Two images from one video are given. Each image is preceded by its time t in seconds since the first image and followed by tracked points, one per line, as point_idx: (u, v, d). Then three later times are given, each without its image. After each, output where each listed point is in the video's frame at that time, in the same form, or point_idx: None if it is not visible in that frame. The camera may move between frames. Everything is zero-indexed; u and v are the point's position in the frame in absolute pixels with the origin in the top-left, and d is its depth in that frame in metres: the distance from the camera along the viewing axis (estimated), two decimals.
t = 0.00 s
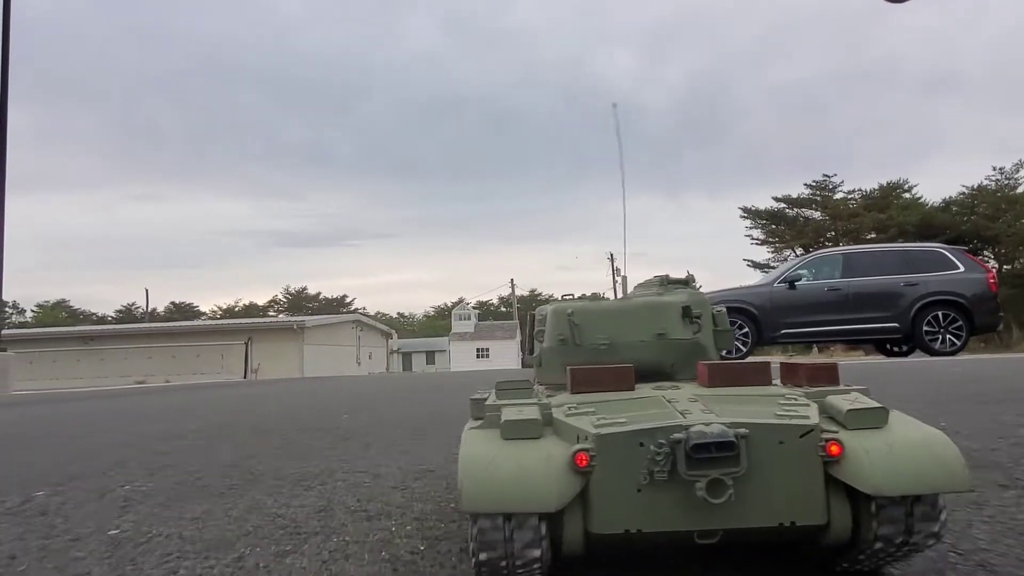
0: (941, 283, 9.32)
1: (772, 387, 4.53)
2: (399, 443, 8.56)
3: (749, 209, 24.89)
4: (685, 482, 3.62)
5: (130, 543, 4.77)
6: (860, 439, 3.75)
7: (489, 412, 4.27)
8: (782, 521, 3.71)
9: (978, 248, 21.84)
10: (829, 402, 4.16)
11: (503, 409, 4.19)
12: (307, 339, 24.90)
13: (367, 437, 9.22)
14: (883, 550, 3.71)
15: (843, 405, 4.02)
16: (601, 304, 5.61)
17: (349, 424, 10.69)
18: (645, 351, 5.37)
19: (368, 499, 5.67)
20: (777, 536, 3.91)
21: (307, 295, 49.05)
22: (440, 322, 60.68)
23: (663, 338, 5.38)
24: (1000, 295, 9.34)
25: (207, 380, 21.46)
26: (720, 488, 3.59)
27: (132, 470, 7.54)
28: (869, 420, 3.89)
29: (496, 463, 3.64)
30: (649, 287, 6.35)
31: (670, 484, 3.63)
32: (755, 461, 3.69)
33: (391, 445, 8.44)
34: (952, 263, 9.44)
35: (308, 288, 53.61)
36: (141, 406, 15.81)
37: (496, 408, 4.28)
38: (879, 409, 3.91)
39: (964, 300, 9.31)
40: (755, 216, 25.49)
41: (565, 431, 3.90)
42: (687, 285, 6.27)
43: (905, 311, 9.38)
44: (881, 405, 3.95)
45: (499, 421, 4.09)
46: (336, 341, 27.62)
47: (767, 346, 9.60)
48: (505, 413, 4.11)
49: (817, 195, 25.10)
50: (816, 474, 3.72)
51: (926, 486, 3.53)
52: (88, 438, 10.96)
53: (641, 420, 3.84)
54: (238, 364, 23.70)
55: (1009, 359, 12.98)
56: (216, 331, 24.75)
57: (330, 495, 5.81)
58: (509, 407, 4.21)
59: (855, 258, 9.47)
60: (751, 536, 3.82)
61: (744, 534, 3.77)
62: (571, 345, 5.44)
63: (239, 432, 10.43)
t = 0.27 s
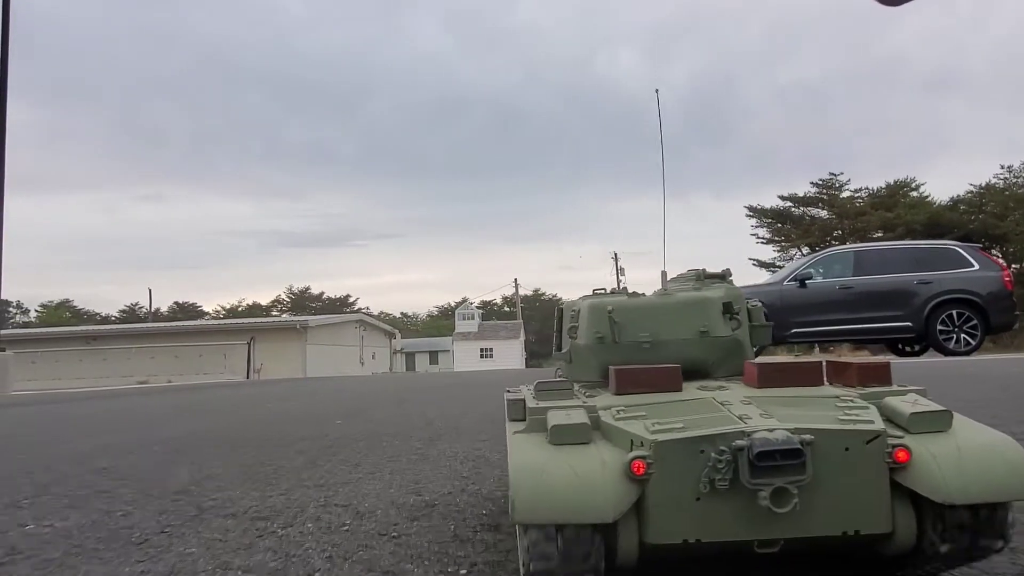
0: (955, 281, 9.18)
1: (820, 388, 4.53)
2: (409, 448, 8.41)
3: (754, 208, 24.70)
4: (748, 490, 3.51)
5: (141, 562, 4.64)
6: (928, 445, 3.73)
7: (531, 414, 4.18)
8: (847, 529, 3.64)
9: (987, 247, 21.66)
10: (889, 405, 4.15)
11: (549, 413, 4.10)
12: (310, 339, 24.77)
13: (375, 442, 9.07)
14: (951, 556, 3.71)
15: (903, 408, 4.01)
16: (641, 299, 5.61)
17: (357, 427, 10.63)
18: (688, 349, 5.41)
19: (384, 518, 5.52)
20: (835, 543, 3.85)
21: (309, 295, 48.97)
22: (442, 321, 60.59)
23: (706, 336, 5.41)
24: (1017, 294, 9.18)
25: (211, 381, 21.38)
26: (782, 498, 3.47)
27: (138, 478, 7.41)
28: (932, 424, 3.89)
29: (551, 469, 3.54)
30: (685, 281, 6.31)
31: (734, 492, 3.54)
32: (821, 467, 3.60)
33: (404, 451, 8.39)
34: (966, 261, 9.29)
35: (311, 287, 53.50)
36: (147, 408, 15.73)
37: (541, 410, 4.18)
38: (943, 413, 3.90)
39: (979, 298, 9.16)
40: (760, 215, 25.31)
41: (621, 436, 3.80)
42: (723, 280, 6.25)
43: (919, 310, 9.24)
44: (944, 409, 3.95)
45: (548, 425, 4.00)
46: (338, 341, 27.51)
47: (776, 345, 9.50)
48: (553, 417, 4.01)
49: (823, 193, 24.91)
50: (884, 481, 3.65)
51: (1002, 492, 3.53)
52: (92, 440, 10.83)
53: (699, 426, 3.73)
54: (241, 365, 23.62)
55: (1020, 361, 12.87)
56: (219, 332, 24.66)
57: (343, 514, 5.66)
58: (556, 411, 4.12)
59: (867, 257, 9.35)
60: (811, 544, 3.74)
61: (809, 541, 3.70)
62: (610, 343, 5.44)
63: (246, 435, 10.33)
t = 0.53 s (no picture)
0: (964, 281, 9.07)
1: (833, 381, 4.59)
2: (415, 450, 8.39)
3: (756, 208, 24.58)
4: (773, 474, 3.59)
5: (148, 564, 4.58)
6: (944, 433, 3.81)
7: (552, 402, 4.17)
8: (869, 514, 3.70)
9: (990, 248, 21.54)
10: (903, 395, 4.23)
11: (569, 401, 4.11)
12: (309, 339, 24.66)
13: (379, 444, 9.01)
14: (966, 546, 3.75)
15: (917, 397, 4.10)
16: (651, 293, 5.62)
17: (361, 427, 10.59)
18: (699, 344, 5.43)
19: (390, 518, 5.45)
20: (854, 530, 3.91)
21: (310, 295, 48.81)
22: (443, 322, 60.40)
23: (717, 330, 5.44)
24: None
25: (211, 382, 21.29)
26: (810, 482, 3.57)
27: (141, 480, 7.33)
28: (947, 412, 3.98)
29: (576, 454, 3.59)
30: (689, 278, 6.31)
31: (759, 476, 3.61)
32: (844, 451, 3.69)
33: (409, 452, 8.35)
34: (974, 261, 9.20)
35: (310, 288, 53.37)
36: (148, 408, 15.67)
37: (559, 399, 4.18)
38: (957, 402, 3.99)
39: (988, 298, 9.05)
40: (763, 215, 25.19)
41: (644, 423, 3.86)
42: (729, 278, 6.23)
43: (927, 310, 9.12)
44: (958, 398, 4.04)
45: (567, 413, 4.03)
46: (339, 342, 27.38)
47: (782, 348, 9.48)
48: (572, 405, 4.05)
49: (826, 193, 24.81)
50: (904, 466, 3.72)
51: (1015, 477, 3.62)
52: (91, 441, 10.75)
53: (721, 411, 3.79)
54: (240, 366, 23.49)
55: None
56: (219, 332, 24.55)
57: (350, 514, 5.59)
58: (575, 399, 4.15)
59: (873, 256, 9.27)
60: (833, 529, 3.81)
61: (830, 526, 3.78)
62: (621, 337, 5.41)
63: (249, 435, 10.30)
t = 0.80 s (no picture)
0: (971, 280, 8.99)
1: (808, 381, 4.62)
2: (410, 450, 8.38)
3: (757, 208, 24.49)
4: (759, 475, 3.62)
5: (137, 564, 4.52)
6: (917, 431, 3.91)
7: (538, 406, 4.07)
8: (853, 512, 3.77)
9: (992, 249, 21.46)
10: (874, 394, 4.34)
11: (557, 405, 4.03)
12: (308, 340, 24.53)
13: (376, 446, 8.93)
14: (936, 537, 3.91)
15: (887, 396, 4.20)
16: (647, 296, 5.88)
17: (358, 427, 10.55)
18: (696, 344, 5.68)
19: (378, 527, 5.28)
20: (833, 528, 3.96)
21: (309, 296, 48.63)
22: (442, 323, 60.22)
23: (712, 331, 5.72)
24: None
25: (209, 383, 21.18)
26: (793, 481, 3.61)
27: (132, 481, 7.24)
28: (917, 410, 4.08)
29: (570, 456, 3.54)
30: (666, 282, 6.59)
31: (745, 477, 3.64)
32: (827, 451, 3.74)
33: (404, 452, 8.33)
34: (982, 260, 9.12)
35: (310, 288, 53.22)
36: (145, 408, 15.57)
37: (547, 403, 4.08)
38: (927, 400, 4.10)
39: (996, 298, 8.97)
40: (764, 215, 25.11)
41: (632, 425, 3.82)
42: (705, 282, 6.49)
43: (934, 309, 9.05)
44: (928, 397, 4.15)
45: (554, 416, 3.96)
46: (338, 343, 27.25)
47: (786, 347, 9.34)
48: (560, 408, 3.97)
49: (827, 193, 24.73)
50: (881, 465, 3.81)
51: (986, 474, 3.71)
52: (85, 442, 10.63)
53: (706, 412, 3.80)
54: (239, 367, 23.37)
55: None
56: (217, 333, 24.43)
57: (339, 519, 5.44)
58: (562, 402, 4.06)
59: (880, 255, 9.18)
60: (817, 528, 3.86)
61: (812, 525, 3.83)
62: (623, 338, 5.63)
63: (245, 435, 10.26)
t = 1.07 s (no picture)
0: (981, 279, 8.88)
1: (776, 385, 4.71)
2: (402, 453, 8.42)
3: (759, 207, 24.38)
4: (712, 478, 3.76)
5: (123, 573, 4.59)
6: (878, 436, 4.00)
7: (497, 408, 4.28)
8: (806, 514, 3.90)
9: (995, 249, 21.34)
10: (839, 398, 4.43)
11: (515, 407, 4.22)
12: (308, 340, 24.46)
13: (368, 449, 8.95)
14: (897, 546, 3.99)
15: (853, 400, 4.30)
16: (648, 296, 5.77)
17: (352, 429, 10.57)
18: (694, 347, 5.59)
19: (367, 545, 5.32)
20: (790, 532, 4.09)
21: (310, 295, 48.49)
22: (443, 323, 60.07)
23: (710, 334, 5.63)
24: None
25: (208, 384, 21.13)
26: (746, 484, 3.74)
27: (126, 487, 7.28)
28: (882, 414, 4.19)
29: (519, 461, 3.73)
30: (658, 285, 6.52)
31: (699, 480, 3.78)
32: (781, 454, 3.88)
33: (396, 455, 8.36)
34: (993, 258, 8.99)
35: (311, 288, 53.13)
36: (142, 410, 15.54)
37: (506, 406, 4.28)
38: (892, 405, 4.19)
39: (1006, 297, 8.85)
40: (767, 214, 24.99)
41: (589, 429, 3.99)
42: (689, 286, 6.57)
43: (943, 309, 8.93)
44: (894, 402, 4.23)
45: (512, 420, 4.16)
46: (338, 343, 27.16)
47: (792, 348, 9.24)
48: (518, 411, 4.17)
49: (830, 192, 24.60)
50: (837, 471, 3.92)
51: (944, 481, 3.80)
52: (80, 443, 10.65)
53: (663, 416, 3.96)
54: (238, 367, 23.32)
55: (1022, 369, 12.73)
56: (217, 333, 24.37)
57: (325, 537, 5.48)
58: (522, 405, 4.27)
59: (886, 253, 9.09)
60: (772, 532, 3.99)
61: (767, 529, 3.96)
62: (620, 340, 5.53)
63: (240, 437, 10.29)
